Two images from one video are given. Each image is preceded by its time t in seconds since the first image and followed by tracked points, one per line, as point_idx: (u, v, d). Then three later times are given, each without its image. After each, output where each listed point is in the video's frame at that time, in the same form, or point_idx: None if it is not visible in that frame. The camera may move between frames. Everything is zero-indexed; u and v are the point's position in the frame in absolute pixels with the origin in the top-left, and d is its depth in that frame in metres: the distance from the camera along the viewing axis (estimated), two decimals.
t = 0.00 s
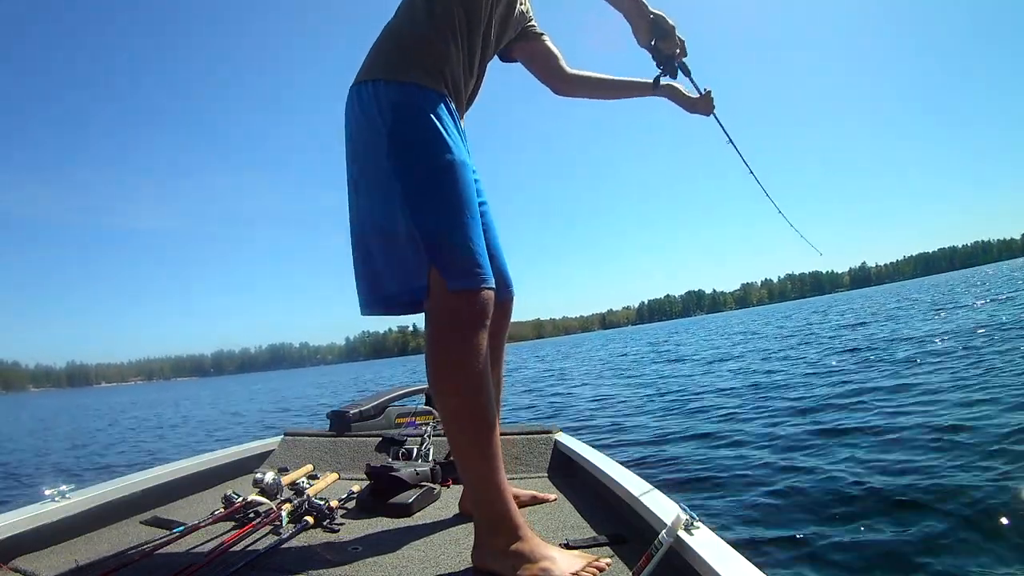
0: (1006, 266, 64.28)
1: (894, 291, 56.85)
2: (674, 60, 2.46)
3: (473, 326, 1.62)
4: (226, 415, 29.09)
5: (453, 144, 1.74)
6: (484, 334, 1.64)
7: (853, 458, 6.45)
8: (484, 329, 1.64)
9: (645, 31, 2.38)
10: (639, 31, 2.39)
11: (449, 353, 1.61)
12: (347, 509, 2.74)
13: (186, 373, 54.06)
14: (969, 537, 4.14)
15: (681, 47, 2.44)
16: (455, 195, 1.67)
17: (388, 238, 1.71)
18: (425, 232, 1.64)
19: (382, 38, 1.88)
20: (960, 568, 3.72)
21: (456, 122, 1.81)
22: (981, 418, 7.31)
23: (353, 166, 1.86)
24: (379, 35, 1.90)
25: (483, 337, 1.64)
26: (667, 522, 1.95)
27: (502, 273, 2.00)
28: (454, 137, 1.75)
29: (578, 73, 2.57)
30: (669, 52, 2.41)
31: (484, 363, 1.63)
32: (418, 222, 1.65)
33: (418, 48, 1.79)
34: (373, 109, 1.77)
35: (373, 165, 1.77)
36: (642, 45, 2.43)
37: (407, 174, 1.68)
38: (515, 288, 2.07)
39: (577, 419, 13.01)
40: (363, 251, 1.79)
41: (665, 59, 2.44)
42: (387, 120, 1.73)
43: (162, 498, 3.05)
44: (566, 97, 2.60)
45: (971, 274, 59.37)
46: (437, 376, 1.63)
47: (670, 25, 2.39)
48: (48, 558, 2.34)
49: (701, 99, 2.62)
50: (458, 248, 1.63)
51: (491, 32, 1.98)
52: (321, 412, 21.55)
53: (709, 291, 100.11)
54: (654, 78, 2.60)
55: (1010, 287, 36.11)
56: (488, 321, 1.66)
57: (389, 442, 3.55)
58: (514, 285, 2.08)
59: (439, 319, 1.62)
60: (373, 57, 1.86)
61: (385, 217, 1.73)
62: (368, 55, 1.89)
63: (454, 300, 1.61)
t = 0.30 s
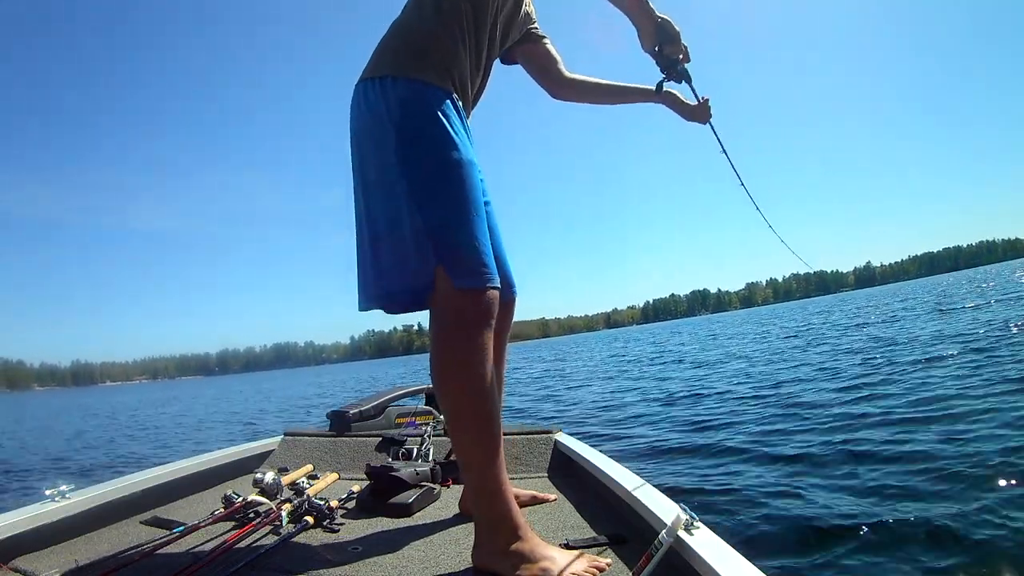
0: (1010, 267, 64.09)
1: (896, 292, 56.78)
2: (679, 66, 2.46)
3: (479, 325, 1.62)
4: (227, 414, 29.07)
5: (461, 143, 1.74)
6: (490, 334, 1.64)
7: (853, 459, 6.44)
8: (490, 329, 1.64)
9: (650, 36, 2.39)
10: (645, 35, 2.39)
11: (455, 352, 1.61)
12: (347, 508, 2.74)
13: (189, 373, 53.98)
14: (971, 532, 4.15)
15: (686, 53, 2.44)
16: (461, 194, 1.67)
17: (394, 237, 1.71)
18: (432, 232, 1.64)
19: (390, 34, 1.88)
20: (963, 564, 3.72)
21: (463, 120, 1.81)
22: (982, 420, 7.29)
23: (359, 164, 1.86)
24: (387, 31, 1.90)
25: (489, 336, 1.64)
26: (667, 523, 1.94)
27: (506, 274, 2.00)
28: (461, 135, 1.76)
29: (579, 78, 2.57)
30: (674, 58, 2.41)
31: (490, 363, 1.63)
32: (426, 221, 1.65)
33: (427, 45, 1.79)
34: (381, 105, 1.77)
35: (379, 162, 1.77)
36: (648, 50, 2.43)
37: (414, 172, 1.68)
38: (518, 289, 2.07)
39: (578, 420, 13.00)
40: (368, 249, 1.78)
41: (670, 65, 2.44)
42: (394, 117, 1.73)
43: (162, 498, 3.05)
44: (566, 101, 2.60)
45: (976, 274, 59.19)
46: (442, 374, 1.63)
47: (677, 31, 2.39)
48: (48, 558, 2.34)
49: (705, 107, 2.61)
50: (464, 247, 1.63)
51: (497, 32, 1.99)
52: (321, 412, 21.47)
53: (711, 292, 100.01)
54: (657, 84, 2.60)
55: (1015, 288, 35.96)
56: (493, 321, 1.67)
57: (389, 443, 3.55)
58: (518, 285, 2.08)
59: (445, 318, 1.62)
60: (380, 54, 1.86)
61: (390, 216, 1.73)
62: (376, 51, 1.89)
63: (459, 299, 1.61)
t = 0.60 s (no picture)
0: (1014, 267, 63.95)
1: (898, 292, 56.70)
2: (680, 70, 2.46)
3: (481, 326, 1.61)
4: (227, 414, 29.02)
5: (464, 142, 1.73)
6: (492, 334, 1.63)
7: (855, 460, 6.43)
8: (493, 329, 1.64)
9: (652, 38, 2.39)
10: (648, 37, 2.39)
11: (457, 352, 1.61)
12: (347, 508, 2.74)
13: (193, 373, 53.93)
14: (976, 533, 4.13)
15: (687, 57, 2.44)
16: (466, 193, 1.67)
17: (395, 236, 1.71)
18: (434, 232, 1.64)
19: (395, 33, 1.88)
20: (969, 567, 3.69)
21: (467, 120, 1.81)
22: (984, 421, 7.27)
23: (362, 163, 1.86)
24: (391, 30, 1.90)
25: (492, 337, 1.64)
26: (667, 523, 1.94)
27: (509, 274, 2.00)
28: (465, 135, 1.76)
29: (578, 81, 2.56)
30: (676, 61, 2.41)
31: (492, 363, 1.63)
32: (428, 221, 1.65)
33: (431, 43, 1.79)
34: (385, 105, 1.77)
35: (383, 161, 1.77)
36: (650, 53, 2.43)
37: (417, 172, 1.68)
38: (520, 289, 2.07)
39: (579, 420, 12.99)
40: (371, 250, 1.79)
41: (672, 68, 2.44)
42: (398, 117, 1.73)
43: (162, 498, 3.05)
44: (565, 104, 2.59)
45: (979, 275, 59.10)
46: (444, 373, 1.63)
47: (679, 34, 2.39)
48: (48, 557, 2.34)
49: (707, 114, 2.60)
50: (467, 247, 1.63)
51: (500, 32, 1.98)
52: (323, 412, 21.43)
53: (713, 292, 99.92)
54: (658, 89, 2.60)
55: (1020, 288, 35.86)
56: (497, 320, 1.66)
57: (389, 442, 3.55)
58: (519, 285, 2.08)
59: (448, 319, 1.63)
60: (385, 52, 1.85)
61: (393, 216, 1.73)
62: (381, 49, 1.89)
63: (462, 300, 1.61)
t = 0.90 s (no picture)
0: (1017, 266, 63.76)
1: (899, 291, 56.70)
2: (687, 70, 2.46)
3: (481, 326, 1.62)
4: (228, 414, 29.04)
5: (463, 143, 1.74)
6: (492, 334, 1.64)
7: (855, 462, 6.42)
8: (492, 330, 1.64)
9: (658, 39, 2.39)
10: (654, 37, 2.39)
11: (456, 352, 1.61)
12: (347, 509, 2.74)
13: (196, 373, 53.91)
14: (977, 542, 4.11)
15: (694, 58, 2.44)
16: (465, 193, 1.67)
17: (395, 236, 1.71)
18: (432, 232, 1.64)
19: (393, 34, 1.88)
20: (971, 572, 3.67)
21: (466, 121, 1.81)
22: (986, 423, 7.25)
23: (361, 164, 1.86)
24: (390, 31, 1.90)
25: (492, 336, 1.64)
26: (667, 522, 1.94)
27: (509, 275, 2.00)
28: (463, 136, 1.76)
29: (583, 84, 2.57)
30: (682, 61, 2.42)
31: (492, 363, 1.63)
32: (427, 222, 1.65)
33: (429, 44, 1.79)
34: (383, 105, 1.77)
35: (382, 161, 1.77)
36: (656, 53, 2.43)
37: (416, 172, 1.69)
38: (520, 290, 2.08)
39: (579, 420, 13.00)
40: (370, 251, 1.79)
41: (678, 69, 2.44)
42: (396, 117, 1.74)
43: (162, 498, 3.05)
44: (570, 105, 2.59)
45: (983, 274, 58.94)
46: (444, 372, 1.63)
47: (686, 34, 2.39)
48: (48, 557, 2.34)
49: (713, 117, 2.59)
50: (466, 246, 1.63)
51: (499, 31, 1.98)
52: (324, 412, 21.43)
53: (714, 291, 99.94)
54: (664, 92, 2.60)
55: None
56: (496, 320, 1.67)
57: (389, 442, 3.55)
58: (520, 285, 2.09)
59: (447, 318, 1.63)
60: (383, 53, 1.86)
61: (392, 216, 1.73)
62: (379, 50, 1.89)
63: (461, 300, 1.61)
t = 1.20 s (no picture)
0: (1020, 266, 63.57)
1: (901, 291, 56.58)
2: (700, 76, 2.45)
3: (481, 325, 1.61)
4: (230, 415, 29.07)
5: (461, 142, 1.74)
6: (492, 333, 1.63)
7: (857, 461, 6.40)
8: (494, 327, 1.64)
9: (671, 42, 2.38)
10: (668, 41, 2.38)
11: (456, 351, 1.61)
12: (347, 509, 2.74)
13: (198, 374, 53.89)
14: (979, 541, 4.08)
15: (707, 64, 2.43)
16: (464, 192, 1.67)
17: (394, 237, 1.72)
18: (432, 232, 1.64)
19: (393, 34, 1.88)
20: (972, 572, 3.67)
21: (465, 122, 1.81)
22: (989, 422, 7.22)
23: (359, 163, 1.86)
24: (388, 32, 1.90)
25: (493, 336, 1.64)
26: (667, 523, 1.94)
27: (509, 275, 2.00)
28: (462, 135, 1.75)
29: (594, 84, 2.57)
30: (695, 67, 2.40)
31: (493, 361, 1.63)
32: (426, 223, 1.65)
33: (428, 44, 1.79)
34: (381, 105, 1.77)
35: (381, 161, 1.77)
36: (669, 58, 2.42)
37: (414, 172, 1.68)
38: (519, 290, 2.08)
39: (580, 420, 13.00)
40: (370, 250, 1.79)
41: (691, 74, 2.43)
42: (395, 117, 1.73)
43: (162, 498, 3.05)
44: (578, 106, 2.60)
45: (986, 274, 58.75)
46: (444, 373, 1.63)
47: (698, 40, 2.38)
48: (47, 558, 2.34)
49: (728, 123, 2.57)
50: (466, 246, 1.63)
51: (499, 31, 1.98)
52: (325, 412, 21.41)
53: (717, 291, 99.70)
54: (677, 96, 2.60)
55: None
56: (498, 319, 1.67)
57: (389, 442, 3.55)
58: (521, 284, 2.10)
59: (448, 318, 1.63)
60: (382, 53, 1.86)
61: (391, 217, 1.74)
62: (379, 50, 1.89)
63: (461, 299, 1.61)
